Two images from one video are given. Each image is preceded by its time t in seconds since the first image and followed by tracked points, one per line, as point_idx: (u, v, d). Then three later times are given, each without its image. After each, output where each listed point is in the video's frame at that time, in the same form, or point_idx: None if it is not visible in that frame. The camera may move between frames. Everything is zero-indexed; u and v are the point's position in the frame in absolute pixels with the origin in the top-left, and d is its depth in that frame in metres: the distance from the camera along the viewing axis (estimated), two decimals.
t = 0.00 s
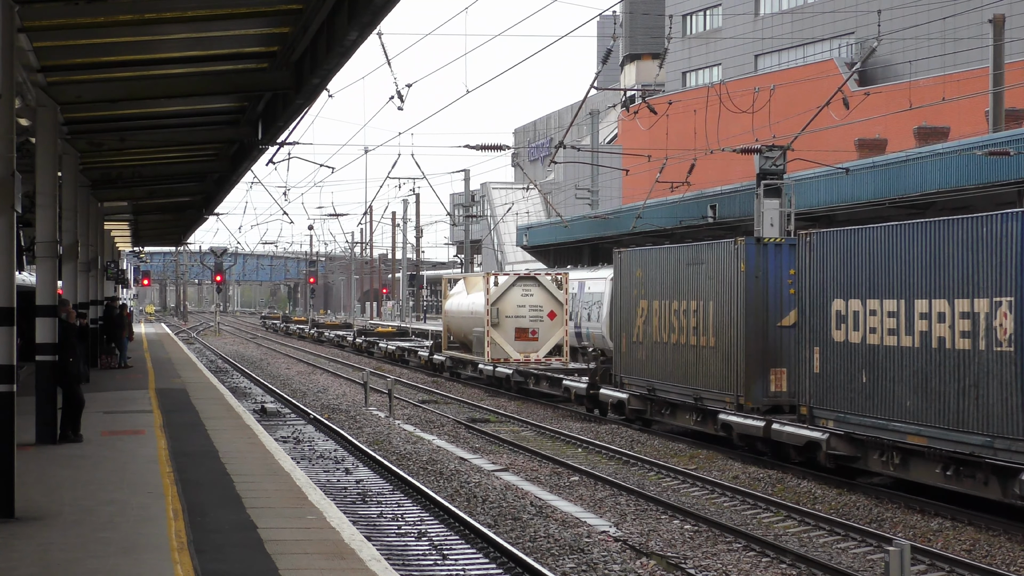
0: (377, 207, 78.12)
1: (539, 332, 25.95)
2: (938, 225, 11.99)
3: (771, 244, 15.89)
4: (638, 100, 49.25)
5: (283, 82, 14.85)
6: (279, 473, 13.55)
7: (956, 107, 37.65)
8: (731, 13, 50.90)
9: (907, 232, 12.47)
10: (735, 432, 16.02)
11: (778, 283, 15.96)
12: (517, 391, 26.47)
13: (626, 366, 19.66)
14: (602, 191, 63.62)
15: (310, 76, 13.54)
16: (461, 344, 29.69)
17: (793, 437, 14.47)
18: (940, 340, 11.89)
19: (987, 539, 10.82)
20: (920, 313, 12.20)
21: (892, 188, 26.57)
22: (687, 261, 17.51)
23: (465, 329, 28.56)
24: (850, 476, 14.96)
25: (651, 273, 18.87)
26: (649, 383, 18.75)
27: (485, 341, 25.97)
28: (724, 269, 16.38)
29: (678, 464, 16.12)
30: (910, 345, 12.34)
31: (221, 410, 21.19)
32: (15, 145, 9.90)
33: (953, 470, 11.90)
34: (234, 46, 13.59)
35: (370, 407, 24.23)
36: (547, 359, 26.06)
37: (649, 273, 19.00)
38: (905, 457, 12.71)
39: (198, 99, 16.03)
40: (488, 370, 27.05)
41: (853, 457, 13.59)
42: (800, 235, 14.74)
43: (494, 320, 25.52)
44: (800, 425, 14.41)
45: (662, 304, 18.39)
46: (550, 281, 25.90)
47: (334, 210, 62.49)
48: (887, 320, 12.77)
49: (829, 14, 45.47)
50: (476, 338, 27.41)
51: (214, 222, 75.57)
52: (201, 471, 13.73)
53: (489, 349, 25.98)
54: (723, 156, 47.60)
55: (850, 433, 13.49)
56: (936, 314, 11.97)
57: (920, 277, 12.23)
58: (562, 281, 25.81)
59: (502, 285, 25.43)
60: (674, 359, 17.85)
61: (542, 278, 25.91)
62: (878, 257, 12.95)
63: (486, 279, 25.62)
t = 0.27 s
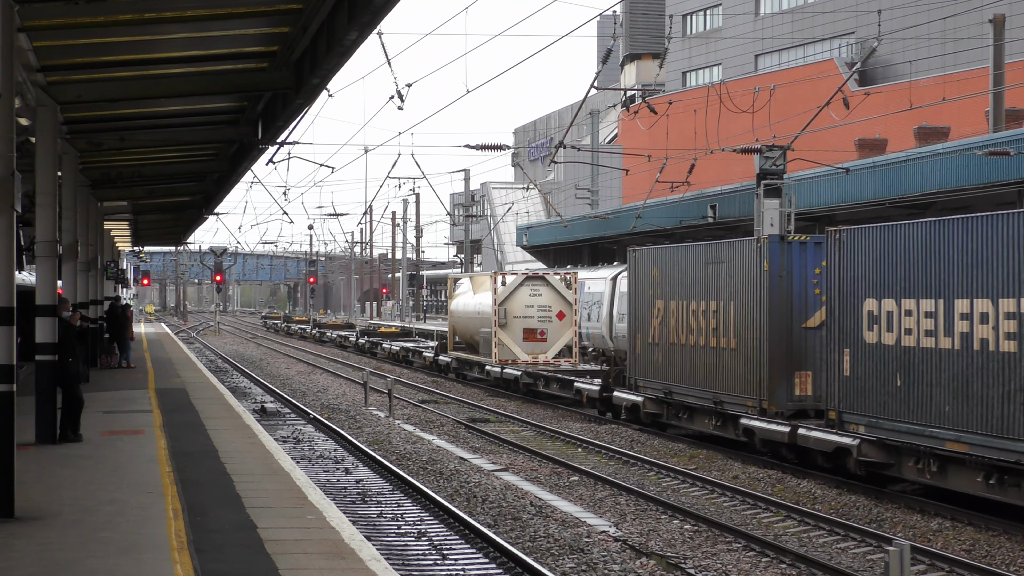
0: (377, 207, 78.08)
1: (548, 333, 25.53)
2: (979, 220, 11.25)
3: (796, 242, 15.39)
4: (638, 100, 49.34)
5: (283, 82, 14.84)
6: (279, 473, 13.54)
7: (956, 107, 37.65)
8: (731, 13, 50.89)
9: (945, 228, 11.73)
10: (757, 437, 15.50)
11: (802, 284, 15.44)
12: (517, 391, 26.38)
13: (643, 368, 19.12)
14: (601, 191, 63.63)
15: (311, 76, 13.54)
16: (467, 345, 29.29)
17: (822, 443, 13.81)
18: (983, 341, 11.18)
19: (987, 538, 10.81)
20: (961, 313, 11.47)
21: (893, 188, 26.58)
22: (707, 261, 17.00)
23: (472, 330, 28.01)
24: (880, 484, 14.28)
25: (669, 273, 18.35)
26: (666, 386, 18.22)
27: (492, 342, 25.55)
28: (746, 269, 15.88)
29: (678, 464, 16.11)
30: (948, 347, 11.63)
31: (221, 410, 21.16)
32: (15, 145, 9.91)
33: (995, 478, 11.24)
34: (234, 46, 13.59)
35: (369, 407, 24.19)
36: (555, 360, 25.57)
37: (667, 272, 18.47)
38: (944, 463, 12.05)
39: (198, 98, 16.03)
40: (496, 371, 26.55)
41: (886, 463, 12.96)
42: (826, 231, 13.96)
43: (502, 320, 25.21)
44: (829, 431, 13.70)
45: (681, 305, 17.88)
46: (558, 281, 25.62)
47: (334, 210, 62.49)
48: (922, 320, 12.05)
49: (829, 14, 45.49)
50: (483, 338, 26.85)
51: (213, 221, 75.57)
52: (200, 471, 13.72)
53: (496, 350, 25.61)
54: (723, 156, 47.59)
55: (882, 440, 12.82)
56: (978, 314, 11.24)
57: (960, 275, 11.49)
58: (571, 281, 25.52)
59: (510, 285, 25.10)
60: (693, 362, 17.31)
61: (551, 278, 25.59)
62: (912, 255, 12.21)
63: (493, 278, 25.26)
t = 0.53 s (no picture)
0: (377, 207, 78.15)
1: (556, 334, 24.88)
2: None
3: (822, 240, 14.49)
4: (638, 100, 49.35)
5: (283, 82, 14.83)
6: (278, 473, 13.54)
7: (955, 107, 37.68)
8: (730, 13, 50.88)
9: (989, 223, 10.94)
10: (781, 443, 14.74)
11: (828, 283, 14.55)
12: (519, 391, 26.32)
13: (659, 370, 18.38)
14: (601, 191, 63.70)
15: (310, 75, 13.54)
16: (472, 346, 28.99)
17: (851, 450, 13.01)
18: None
19: (986, 539, 10.82)
20: (1005, 314, 10.70)
21: (893, 188, 26.54)
22: (727, 259, 16.17)
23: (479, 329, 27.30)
24: (912, 492, 13.55)
25: (685, 271, 17.56)
26: (683, 390, 17.43)
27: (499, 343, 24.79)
28: (768, 268, 15.04)
29: (677, 464, 16.12)
30: (992, 350, 10.86)
31: (221, 410, 21.16)
32: (15, 145, 9.91)
33: None
34: (234, 46, 13.59)
35: (370, 408, 24.21)
36: (564, 362, 24.95)
37: (683, 271, 17.67)
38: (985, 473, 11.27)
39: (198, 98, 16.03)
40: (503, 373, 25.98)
41: (921, 472, 12.16)
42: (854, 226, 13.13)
43: (509, 320, 24.47)
44: (860, 438, 12.90)
45: (698, 306, 17.06)
46: (567, 280, 24.92)
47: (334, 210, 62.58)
48: (962, 322, 11.25)
49: (829, 14, 45.51)
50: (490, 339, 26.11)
51: (213, 221, 75.67)
52: (200, 471, 13.71)
53: (502, 351, 24.82)
54: (723, 156, 47.58)
55: (918, 447, 12.02)
56: None
57: (1006, 273, 10.70)
58: (581, 280, 24.86)
59: (518, 284, 24.44)
60: (712, 364, 16.53)
61: (560, 278, 24.92)
62: (952, 251, 11.39)
63: (500, 277, 24.56)
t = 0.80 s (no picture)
0: (377, 207, 78.16)
1: (563, 334, 24.77)
2: None
3: (846, 237, 13.90)
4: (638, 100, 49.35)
5: (283, 82, 14.83)
6: (278, 473, 13.54)
7: (955, 107, 37.69)
8: (730, 13, 50.85)
9: None
10: (803, 448, 14.26)
11: (854, 282, 13.97)
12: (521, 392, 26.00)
13: (675, 372, 17.88)
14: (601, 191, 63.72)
15: (310, 75, 13.54)
16: (477, 346, 28.78)
17: (880, 456, 12.64)
18: None
19: (986, 539, 10.82)
20: None
21: (892, 188, 26.57)
22: (747, 257, 15.64)
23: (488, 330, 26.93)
24: (944, 500, 12.87)
25: (703, 271, 17.05)
26: (701, 392, 16.96)
27: (506, 344, 24.65)
28: (790, 266, 14.51)
29: (677, 464, 16.12)
30: None
31: (221, 409, 21.17)
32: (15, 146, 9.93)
33: None
34: (233, 46, 13.58)
35: (370, 407, 24.21)
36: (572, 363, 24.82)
37: (699, 270, 17.18)
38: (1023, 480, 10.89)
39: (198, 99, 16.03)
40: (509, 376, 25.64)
41: (954, 479, 11.79)
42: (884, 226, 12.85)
43: (515, 320, 24.32)
44: (888, 442, 12.54)
45: (717, 306, 16.56)
46: (575, 280, 24.84)
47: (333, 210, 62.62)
48: (998, 323, 10.91)
49: (829, 14, 45.50)
50: (497, 340, 25.73)
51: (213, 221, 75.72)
52: (200, 471, 13.72)
53: (510, 352, 24.69)
54: (723, 156, 47.57)
55: (951, 453, 11.68)
56: None
57: None
58: (588, 280, 24.78)
59: (524, 283, 24.36)
60: (731, 366, 16.03)
61: (567, 278, 24.80)
62: (988, 250, 11.08)
63: (507, 278, 24.41)
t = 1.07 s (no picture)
0: (376, 206, 78.18)
1: (572, 336, 24.18)
2: None
3: (876, 235, 13.46)
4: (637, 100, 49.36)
5: (282, 82, 14.81)
6: (277, 473, 13.54)
7: (954, 107, 37.71)
8: (729, 14, 50.86)
9: None
10: (831, 455, 13.59)
11: (883, 283, 13.45)
12: (528, 394, 25.42)
13: (690, 375, 17.30)
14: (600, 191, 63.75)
15: (310, 75, 13.54)
16: (484, 347, 28.26)
17: (915, 464, 11.99)
18: None
19: (985, 539, 10.82)
20: None
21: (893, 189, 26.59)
22: (769, 256, 15.05)
23: (496, 330, 26.28)
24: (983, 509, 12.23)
25: (720, 270, 16.44)
26: (720, 396, 16.32)
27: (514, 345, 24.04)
28: (816, 265, 13.93)
29: (676, 464, 16.12)
30: None
31: (220, 409, 21.15)
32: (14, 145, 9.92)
33: None
34: (232, 46, 13.58)
35: (369, 408, 24.20)
36: (582, 365, 24.21)
37: (718, 270, 16.56)
38: None
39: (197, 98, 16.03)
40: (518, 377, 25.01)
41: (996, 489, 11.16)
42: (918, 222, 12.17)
43: (525, 321, 23.74)
44: (923, 450, 11.91)
45: (736, 307, 15.92)
46: (584, 280, 24.41)
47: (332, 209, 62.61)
48: None
49: (829, 14, 45.53)
50: (505, 341, 25.01)
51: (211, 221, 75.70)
52: (199, 470, 13.72)
53: (518, 353, 24.01)
54: (723, 156, 47.56)
55: (993, 461, 11.03)
56: None
57: None
58: (597, 280, 24.38)
59: (533, 283, 23.85)
60: (753, 369, 15.40)
61: (576, 278, 24.38)
62: None
63: (515, 278, 23.96)
